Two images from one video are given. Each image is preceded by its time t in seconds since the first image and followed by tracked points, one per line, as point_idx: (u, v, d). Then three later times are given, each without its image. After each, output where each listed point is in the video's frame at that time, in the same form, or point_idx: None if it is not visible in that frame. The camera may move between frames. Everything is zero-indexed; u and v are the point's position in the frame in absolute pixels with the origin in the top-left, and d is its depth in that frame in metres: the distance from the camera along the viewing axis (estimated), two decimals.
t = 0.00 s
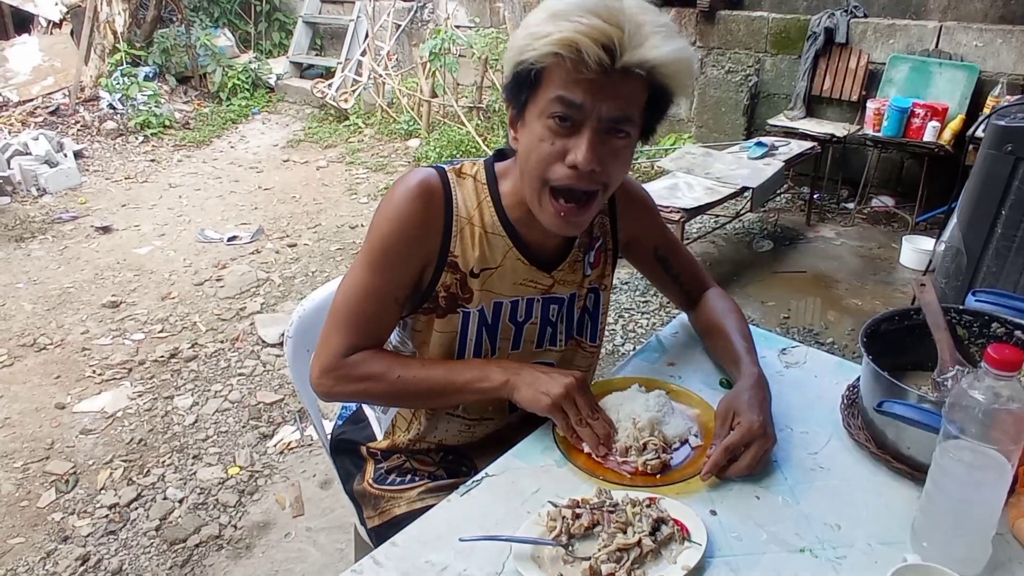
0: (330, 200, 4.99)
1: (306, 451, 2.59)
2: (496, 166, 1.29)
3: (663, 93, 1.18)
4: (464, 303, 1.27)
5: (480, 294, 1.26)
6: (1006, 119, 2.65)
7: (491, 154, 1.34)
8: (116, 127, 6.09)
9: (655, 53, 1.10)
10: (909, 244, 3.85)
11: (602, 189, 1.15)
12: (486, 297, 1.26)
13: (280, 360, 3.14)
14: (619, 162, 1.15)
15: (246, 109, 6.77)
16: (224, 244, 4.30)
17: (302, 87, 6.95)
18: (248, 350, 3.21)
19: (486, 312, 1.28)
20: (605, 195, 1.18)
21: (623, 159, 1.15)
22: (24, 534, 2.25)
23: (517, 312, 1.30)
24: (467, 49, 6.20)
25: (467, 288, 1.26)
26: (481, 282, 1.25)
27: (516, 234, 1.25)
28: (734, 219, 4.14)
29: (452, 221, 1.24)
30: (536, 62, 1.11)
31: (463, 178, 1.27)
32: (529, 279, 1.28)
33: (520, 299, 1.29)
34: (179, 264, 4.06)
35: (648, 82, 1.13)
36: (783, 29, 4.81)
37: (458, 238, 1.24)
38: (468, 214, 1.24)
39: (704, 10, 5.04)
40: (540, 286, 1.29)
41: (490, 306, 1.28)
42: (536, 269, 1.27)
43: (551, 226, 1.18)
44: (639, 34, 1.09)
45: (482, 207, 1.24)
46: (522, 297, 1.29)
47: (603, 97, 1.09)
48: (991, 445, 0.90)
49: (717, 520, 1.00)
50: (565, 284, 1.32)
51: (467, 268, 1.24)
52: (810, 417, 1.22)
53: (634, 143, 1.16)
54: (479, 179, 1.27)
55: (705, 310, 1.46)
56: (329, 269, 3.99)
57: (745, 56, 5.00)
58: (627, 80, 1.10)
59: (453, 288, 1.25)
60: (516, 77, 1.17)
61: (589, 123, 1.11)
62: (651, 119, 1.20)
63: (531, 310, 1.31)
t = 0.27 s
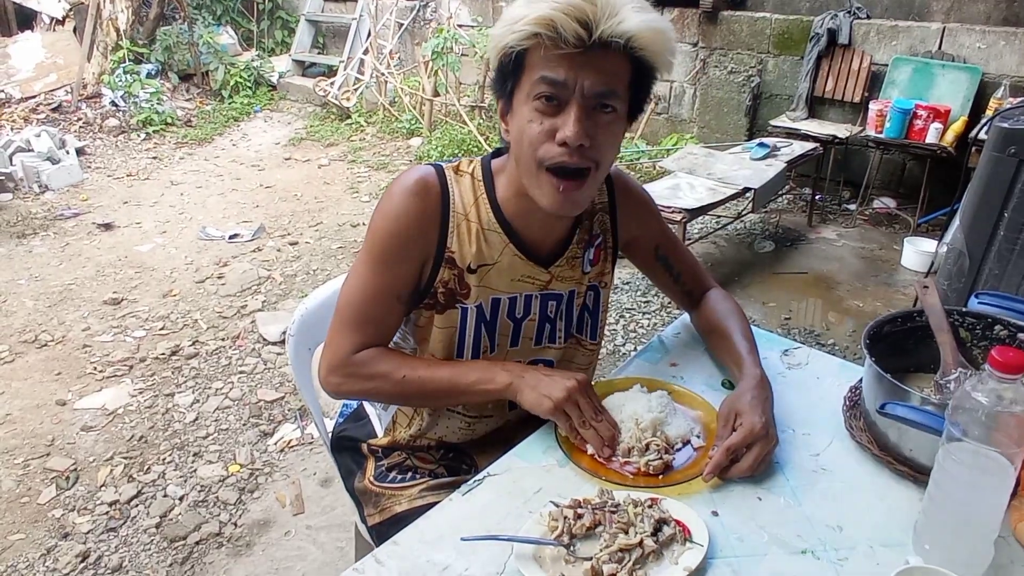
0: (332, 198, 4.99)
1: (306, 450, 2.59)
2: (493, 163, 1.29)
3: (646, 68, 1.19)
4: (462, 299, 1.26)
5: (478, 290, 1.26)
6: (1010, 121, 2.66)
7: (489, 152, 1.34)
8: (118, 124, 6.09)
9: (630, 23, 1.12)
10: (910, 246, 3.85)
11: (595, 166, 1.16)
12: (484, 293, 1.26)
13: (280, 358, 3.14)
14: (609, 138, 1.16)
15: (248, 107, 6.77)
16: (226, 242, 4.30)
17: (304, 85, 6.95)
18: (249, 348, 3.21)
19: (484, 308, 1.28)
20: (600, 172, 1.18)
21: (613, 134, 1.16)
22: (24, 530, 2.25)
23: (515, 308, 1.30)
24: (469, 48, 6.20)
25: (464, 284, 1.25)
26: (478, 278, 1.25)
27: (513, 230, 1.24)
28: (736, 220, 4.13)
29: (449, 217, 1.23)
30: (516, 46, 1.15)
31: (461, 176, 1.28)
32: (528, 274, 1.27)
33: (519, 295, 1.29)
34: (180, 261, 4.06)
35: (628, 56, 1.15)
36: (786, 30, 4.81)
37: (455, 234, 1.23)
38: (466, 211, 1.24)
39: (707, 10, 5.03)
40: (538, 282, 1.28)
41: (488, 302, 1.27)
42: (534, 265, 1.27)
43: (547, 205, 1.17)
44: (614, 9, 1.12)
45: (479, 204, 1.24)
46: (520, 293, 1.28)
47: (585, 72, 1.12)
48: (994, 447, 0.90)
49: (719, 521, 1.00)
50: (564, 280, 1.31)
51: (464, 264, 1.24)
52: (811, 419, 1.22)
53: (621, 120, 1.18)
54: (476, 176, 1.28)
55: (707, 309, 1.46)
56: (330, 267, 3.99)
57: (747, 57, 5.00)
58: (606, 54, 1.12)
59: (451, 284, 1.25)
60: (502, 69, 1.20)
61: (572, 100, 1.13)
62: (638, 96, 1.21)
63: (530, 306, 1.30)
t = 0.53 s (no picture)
0: (333, 197, 4.99)
1: (306, 448, 2.59)
2: (496, 162, 1.29)
3: (643, 59, 1.20)
4: (467, 297, 1.26)
5: (482, 288, 1.26)
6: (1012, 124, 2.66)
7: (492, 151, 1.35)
8: (121, 122, 6.10)
9: (625, 15, 1.12)
10: (912, 248, 3.84)
11: (597, 156, 1.16)
12: (488, 291, 1.26)
13: (281, 357, 3.14)
14: (610, 129, 1.16)
15: (250, 105, 6.77)
16: (227, 240, 4.31)
17: (306, 84, 6.94)
18: (250, 346, 3.21)
19: (487, 306, 1.28)
20: (603, 162, 1.18)
21: (613, 125, 1.17)
22: (25, 527, 2.25)
23: (518, 305, 1.29)
24: (471, 48, 6.20)
25: (468, 282, 1.25)
26: (482, 276, 1.25)
27: (517, 228, 1.25)
28: (738, 221, 4.13)
29: (453, 215, 1.24)
30: (515, 42, 1.15)
31: (464, 173, 1.28)
32: (532, 272, 1.27)
33: (522, 292, 1.28)
34: (182, 259, 4.07)
35: (625, 49, 1.15)
36: (788, 32, 4.80)
37: (459, 231, 1.24)
38: (469, 208, 1.24)
39: (710, 11, 5.03)
40: (542, 279, 1.28)
41: (493, 299, 1.27)
42: (538, 262, 1.27)
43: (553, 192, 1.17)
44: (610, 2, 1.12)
45: (482, 201, 1.25)
46: (525, 290, 1.28)
47: (582, 65, 1.12)
48: (996, 451, 0.90)
49: (720, 522, 1.00)
50: (567, 278, 1.31)
51: (468, 262, 1.24)
52: (813, 420, 1.22)
53: (620, 111, 1.18)
54: (480, 174, 1.28)
55: (710, 310, 1.46)
56: (331, 266, 3.99)
57: (750, 58, 5.00)
58: (603, 47, 1.13)
59: (456, 282, 1.25)
60: (501, 67, 1.21)
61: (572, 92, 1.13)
62: (637, 87, 1.22)
63: (533, 303, 1.30)
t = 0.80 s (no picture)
0: (332, 199, 4.98)
1: (304, 450, 2.58)
2: (498, 159, 1.29)
3: (662, 77, 1.18)
4: (467, 292, 1.26)
5: (483, 284, 1.26)
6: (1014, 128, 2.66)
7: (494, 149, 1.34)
8: (120, 123, 6.09)
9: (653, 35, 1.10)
10: (911, 252, 3.84)
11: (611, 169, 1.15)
12: (488, 287, 1.26)
13: (280, 358, 3.13)
14: (626, 143, 1.15)
15: (250, 107, 6.77)
16: (226, 241, 4.30)
17: (306, 86, 6.94)
18: (248, 348, 3.20)
19: (487, 302, 1.27)
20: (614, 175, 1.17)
21: (629, 139, 1.15)
22: (22, 527, 2.24)
23: (517, 302, 1.29)
24: (471, 51, 6.20)
25: (469, 277, 1.25)
26: (483, 271, 1.25)
27: (518, 225, 1.24)
28: (737, 224, 4.13)
29: (454, 210, 1.24)
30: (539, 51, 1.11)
31: (466, 169, 1.28)
32: (531, 269, 1.27)
33: (521, 289, 1.28)
34: (181, 260, 4.06)
35: (649, 67, 1.13)
36: (789, 35, 4.80)
37: (461, 227, 1.24)
38: (471, 204, 1.24)
39: (710, 15, 5.03)
40: (541, 276, 1.28)
41: (491, 295, 1.27)
42: (537, 259, 1.27)
43: (564, 203, 1.17)
44: (637, 20, 1.10)
45: (484, 197, 1.24)
46: (524, 287, 1.28)
47: (608, 81, 1.09)
48: (999, 456, 0.90)
49: (719, 526, 0.99)
50: (565, 276, 1.30)
51: (470, 257, 1.24)
52: (814, 424, 1.22)
53: (636, 126, 1.16)
54: (481, 170, 1.27)
55: (709, 312, 1.45)
56: (330, 268, 3.99)
57: (750, 62, 5.00)
58: (630, 64, 1.10)
59: (457, 277, 1.25)
60: (518, 73, 1.16)
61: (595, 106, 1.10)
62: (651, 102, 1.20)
63: (531, 301, 1.30)
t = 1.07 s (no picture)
0: (332, 200, 4.98)
1: (304, 452, 2.58)
2: (504, 158, 1.28)
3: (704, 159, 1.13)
4: (465, 287, 1.27)
5: (480, 281, 1.27)
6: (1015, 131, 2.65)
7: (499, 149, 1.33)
8: (120, 124, 6.09)
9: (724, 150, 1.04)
10: (911, 254, 3.84)
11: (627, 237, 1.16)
12: (483, 282, 1.27)
13: (280, 359, 3.13)
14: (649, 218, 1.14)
15: (250, 108, 6.76)
16: (226, 243, 4.30)
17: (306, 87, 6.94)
18: (248, 349, 3.20)
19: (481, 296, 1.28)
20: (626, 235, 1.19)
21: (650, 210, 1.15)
22: (22, 528, 2.24)
23: (506, 301, 1.30)
24: (471, 52, 6.20)
25: (467, 272, 1.26)
26: (479, 268, 1.26)
27: (517, 228, 1.24)
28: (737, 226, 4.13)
29: (458, 206, 1.23)
30: (609, 149, 0.97)
31: (471, 166, 1.26)
32: (522, 271, 1.27)
33: (511, 290, 1.29)
34: (181, 262, 4.06)
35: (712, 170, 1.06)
36: (789, 36, 4.80)
37: (463, 223, 1.24)
38: (474, 201, 1.24)
39: (710, 16, 5.03)
40: (532, 279, 1.28)
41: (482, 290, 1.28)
42: (530, 262, 1.26)
43: (572, 254, 1.18)
44: (717, 135, 1.00)
45: (487, 195, 1.24)
46: (514, 288, 1.29)
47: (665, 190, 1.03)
48: (1000, 461, 0.90)
49: (719, 530, 0.99)
50: (555, 280, 1.30)
51: (469, 252, 1.24)
52: (814, 428, 1.21)
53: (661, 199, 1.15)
54: (485, 168, 1.26)
55: (708, 315, 1.45)
56: (330, 269, 3.98)
57: (750, 63, 5.00)
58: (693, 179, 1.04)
59: (455, 271, 1.25)
60: (571, 142, 1.01)
61: (638, 208, 1.06)
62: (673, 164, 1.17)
63: (521, 302, 1.31)
